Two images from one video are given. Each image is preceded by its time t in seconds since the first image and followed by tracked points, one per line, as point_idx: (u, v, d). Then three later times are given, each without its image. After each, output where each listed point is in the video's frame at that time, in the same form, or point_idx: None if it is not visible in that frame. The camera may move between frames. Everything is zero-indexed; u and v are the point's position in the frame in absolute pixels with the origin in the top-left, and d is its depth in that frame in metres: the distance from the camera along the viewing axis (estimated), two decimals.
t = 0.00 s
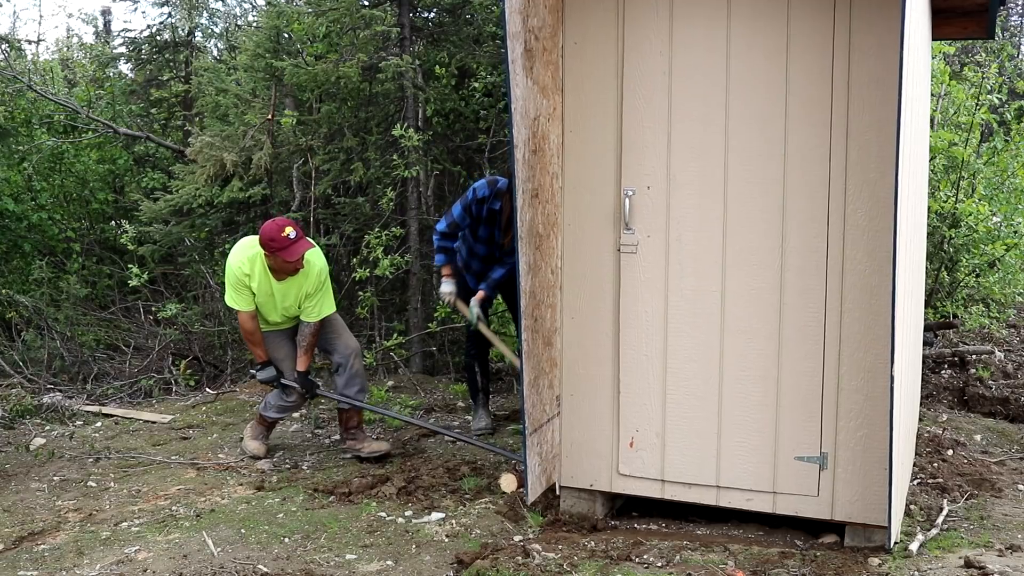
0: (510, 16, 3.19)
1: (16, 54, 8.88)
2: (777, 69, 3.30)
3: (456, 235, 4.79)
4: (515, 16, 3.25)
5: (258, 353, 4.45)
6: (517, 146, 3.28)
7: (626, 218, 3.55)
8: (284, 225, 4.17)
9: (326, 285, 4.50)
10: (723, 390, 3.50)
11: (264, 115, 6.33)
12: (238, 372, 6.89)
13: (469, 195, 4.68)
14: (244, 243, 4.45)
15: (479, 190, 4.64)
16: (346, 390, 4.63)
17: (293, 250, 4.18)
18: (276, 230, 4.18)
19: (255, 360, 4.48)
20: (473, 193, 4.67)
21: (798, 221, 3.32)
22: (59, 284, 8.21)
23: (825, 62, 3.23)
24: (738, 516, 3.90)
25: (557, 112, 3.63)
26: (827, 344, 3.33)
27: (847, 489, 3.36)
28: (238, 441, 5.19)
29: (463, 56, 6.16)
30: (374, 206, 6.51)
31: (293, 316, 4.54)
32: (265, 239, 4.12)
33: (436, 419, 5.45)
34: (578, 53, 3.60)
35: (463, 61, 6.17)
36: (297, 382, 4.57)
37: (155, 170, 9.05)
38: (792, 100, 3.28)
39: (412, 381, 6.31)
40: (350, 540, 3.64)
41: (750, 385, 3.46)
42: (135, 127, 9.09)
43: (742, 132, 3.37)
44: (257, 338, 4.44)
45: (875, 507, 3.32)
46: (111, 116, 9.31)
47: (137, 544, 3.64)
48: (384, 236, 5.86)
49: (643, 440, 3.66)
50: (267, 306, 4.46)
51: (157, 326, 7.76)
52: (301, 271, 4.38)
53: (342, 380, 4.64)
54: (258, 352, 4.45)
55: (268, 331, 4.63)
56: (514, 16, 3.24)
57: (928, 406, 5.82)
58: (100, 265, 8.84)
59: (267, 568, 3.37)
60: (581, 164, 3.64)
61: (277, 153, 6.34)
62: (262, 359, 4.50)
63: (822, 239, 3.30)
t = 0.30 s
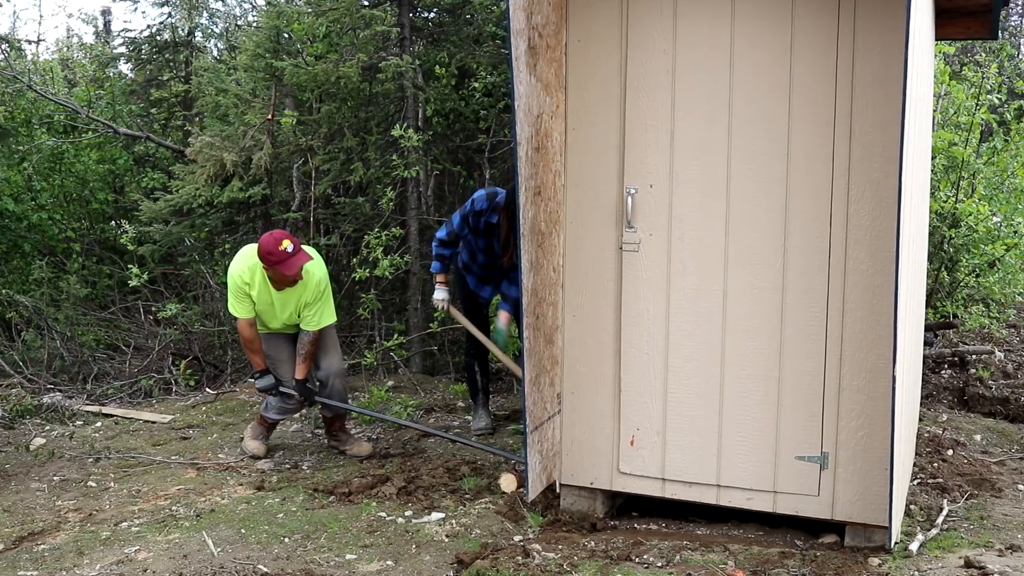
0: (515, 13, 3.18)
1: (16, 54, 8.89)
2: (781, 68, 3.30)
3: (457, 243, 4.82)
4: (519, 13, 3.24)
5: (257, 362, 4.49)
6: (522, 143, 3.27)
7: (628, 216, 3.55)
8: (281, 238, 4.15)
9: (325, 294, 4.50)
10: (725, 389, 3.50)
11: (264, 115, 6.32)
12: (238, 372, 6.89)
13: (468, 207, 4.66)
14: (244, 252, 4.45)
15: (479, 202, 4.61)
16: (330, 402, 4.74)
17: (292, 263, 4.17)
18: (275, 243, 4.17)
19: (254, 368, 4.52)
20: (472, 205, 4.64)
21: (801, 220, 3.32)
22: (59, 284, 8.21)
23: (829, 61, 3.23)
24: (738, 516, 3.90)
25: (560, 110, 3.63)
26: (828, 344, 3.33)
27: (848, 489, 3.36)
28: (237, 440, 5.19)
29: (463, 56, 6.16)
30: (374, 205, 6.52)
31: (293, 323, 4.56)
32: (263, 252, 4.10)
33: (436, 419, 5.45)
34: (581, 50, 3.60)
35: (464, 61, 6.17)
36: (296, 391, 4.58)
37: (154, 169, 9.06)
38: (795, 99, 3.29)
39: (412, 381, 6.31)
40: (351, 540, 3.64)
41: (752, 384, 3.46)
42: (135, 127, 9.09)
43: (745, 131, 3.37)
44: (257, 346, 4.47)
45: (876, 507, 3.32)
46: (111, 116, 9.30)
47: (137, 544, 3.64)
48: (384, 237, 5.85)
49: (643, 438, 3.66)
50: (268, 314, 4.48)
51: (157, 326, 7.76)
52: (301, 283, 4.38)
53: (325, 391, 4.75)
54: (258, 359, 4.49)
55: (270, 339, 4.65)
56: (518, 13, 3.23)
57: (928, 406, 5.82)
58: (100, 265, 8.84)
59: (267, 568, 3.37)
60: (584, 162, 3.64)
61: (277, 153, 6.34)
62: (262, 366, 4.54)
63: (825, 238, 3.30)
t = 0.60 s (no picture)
0: (517, 11, 3.17)
1: (15, 54, 8.89)
2: (783, 68, 3.30)
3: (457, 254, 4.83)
4: (522, 11, 3.23)
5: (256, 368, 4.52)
6: (524, 141, 3.26)
7: (629, 215, 3.55)
8: (285, 254, 4.15)
9: (326, 302, 4.53)
10: (725, 388, 3.50)
11: (264, 115, 6.32)
12: (238, 372, 6.89)
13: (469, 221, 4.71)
14: (243, 257, 4.45)
15: (478, 220, 4.68)
16: (331, 396, 4.78)
17: (296, 279, 4.19)
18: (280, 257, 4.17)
19: (255, 373, 4.56)
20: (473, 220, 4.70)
21: (803, 220, 3.32)
22: (59, 284, 8.20)
23: (831, 61, 3.23)
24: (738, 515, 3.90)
25: (562, 108, 3.62)
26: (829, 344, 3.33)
27: (848, 488, 3.36)
28: (237, 440, 5.19)
29: (463, 57, 6.16)
30: (374, 205, 6.51)
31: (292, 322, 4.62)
32: (267, 269, 4.12)
33: (436, 419, 5.45)
34: (583, 49, 3.60)
35: (463, 61, 6.17)
36: (295, 396, 4.59)
37: (154, 169, 9.07)
38: (797, 98, 3.29)
39: (412, 381, 6.30)
40: (351, 540, 3.64)
41: (753, 383, 3.45)
42: (135, 127, 9.09)
43: (747, 131, 3.37)
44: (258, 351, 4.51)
45: (876, 507, 3.32)
46: (111, 116, 9.30)
47: (137, 544, 3.64)
48: (384, 237, 5.85)
49: (643, 437, 3.66)
50: (265, 317, 4.54)
51: (157, 326, 7.76)
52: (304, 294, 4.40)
53: (325, 386, 4.78)
54: (257, 365, 4.53)
55: (268, 342, 4.70)
56: (521, 11, 3.22)
57: (928, 406, 5.82)
58: (100, 265, 8.84)
59: (267, 568, 3.37)
60: (585, 160, 3.64)
61: (277, 153, 6.34)
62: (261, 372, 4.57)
63: (826, 238, 3.30)
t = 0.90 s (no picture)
0: (523, 7, 3.17)
1: (15, 55, 8.90)
2: (788, 65, 3.29)
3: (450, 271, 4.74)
4: (528, 7, 3.22)
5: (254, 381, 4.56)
6: (528, 137, 3.26)
7: (633, 212, 3.55)
8: (285, 266, 4.16)
9: (326, 312, 4.55)
10: (727, 386, 3.50)
11: (264, 115, 6.32)
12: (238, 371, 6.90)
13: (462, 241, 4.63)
14: (241, 270, 4.45)
15: (471, 242, 4.60)
16: (330, 398, 4.78)
17: (297, 290, 4.19)
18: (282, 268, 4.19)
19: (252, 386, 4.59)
20: (466, 241, 4.62)
21: (806, 218, 3.32)
22: (59, 284, 8.20)
23: (837, 59, 3.21)
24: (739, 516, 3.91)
25: (566, 104, 3.62)
26: (832, 343, 3.32)
27: (849, 488, 3.36)
28: (237, 440, 5.19)
29: (462, 57, 6.16)
30: (374, 205, 6.51)
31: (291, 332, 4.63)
32: (269, 280, 4.13)
33: (436, 420, 5.45)
34: (589, 45, 3.60)
35: (463, 61, 6.16)
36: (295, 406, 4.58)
37: (155, 169, 9.08)
38: (802, 97, 3.28)
39: (412, 381, 6.30)
40: (351, 540, 3.64)
41: (755, 382, 3.45)
42: (135, 127, 9.09)
43: (751, 129, 3.36)
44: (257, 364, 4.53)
45: (876, 507, 3.33)
46: (111, 116, 9.30)
47: (136, 544, 3.64)
48: (384, 236, 5.85)
49: (645, 435, 3.67)
50: (264, 329, 4.55)
51: (157, 326, 7.76)
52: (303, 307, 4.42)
53: (324, 388, 4.78)
54: (254, 378, 4.55)
55: (268, 351, 4.70)
56: (527, 7, 3.22)
57: (928, 406, 5.82)
58: (100, 265, 8.83)
59: (267, 568, 3.37)
60: (589, 156, 3.64)
61: (277, 153, 6.34)
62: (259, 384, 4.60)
63: (830, 237, 3.29)
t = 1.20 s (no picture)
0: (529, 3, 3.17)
1: (15, 55, 8.90)
2: (794, 63, 3.27)
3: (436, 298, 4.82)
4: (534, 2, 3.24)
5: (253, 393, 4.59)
6: (533, 133, 3.27)
7: (637, 209, 3.55)
8: (286, 281, 4.18)
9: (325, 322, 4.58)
10: (730, 384, 3.49)
11: (264, 115, 6.33)
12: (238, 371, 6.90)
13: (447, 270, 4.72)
14: (240, 281, 4.46)
15: (457, 271, 4.70)
16: (332, 397, 4.80)
17: (298, 304, 4.22)
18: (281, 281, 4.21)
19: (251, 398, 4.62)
20: (450, 270, 4.71)
21: (810, 217, 3.31)
22: (59, 284, 8.19)
23: (843, 57, 3.20)
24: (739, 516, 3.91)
25: (571, 100, 3.63)
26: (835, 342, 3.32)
27: (850, 488, 3.36)
28: (237, 440, 5.19)
29: (462, 57, 6.16)
30: (374, 206, 6.49)
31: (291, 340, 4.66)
32: (268, 295, 4.15)
33: (435, 420, 5.45)
34: (594, 41, 3.60)
35: (463, 61, 6.17)
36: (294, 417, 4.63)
37: (155, 169, 9.08)
38: (807, 95, 3.27)
39: (412, 382, 6.31)
40: (351, 540, 3.64)
41: (759, 380, 3.45)
42: (135, 127, 9.09)
43: (756, 127, 3.35)
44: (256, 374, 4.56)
45: (877, 507, 3.33)
46: (111, 116, 9.31)
47: (137, 544, 3.64)
48: (384, 236, 5.85)
49: (646, 432, 3.67)
50: (264, 338, 4.58)
51: (157, 326, 7.76)
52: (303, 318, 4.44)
53: (326, 388, 4.80)
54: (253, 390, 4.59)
55: (264, 358, 4.74)
56: (533, 3, 3.23)
57: (928, 406, 5.82)
58: (100, 265, 8.83)
59: (267, 568, 3.37)
60: (593, 153, 3.65)
61: (277, 153, 6.34)
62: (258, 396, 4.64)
63: (834, 236, 3.28)
